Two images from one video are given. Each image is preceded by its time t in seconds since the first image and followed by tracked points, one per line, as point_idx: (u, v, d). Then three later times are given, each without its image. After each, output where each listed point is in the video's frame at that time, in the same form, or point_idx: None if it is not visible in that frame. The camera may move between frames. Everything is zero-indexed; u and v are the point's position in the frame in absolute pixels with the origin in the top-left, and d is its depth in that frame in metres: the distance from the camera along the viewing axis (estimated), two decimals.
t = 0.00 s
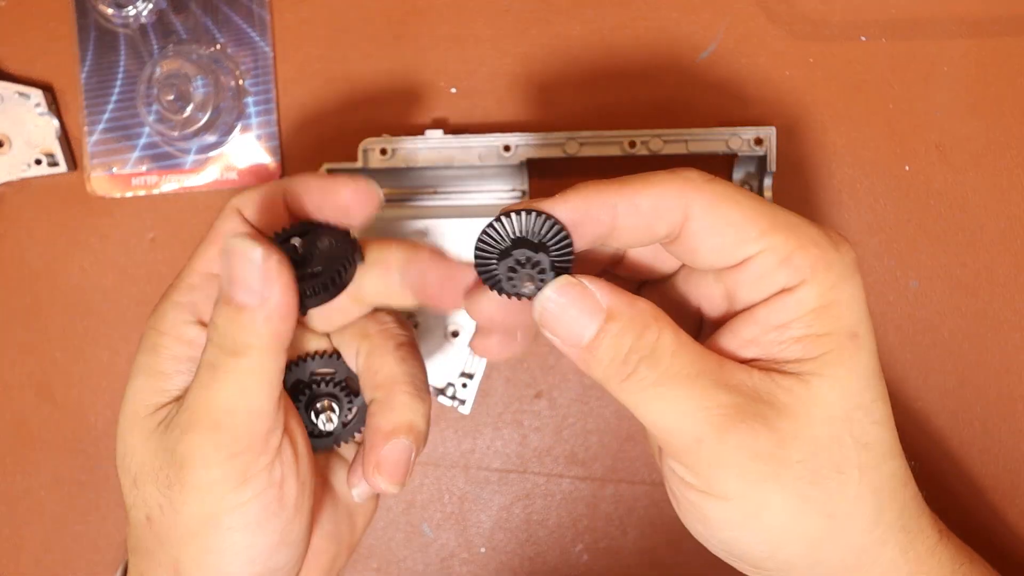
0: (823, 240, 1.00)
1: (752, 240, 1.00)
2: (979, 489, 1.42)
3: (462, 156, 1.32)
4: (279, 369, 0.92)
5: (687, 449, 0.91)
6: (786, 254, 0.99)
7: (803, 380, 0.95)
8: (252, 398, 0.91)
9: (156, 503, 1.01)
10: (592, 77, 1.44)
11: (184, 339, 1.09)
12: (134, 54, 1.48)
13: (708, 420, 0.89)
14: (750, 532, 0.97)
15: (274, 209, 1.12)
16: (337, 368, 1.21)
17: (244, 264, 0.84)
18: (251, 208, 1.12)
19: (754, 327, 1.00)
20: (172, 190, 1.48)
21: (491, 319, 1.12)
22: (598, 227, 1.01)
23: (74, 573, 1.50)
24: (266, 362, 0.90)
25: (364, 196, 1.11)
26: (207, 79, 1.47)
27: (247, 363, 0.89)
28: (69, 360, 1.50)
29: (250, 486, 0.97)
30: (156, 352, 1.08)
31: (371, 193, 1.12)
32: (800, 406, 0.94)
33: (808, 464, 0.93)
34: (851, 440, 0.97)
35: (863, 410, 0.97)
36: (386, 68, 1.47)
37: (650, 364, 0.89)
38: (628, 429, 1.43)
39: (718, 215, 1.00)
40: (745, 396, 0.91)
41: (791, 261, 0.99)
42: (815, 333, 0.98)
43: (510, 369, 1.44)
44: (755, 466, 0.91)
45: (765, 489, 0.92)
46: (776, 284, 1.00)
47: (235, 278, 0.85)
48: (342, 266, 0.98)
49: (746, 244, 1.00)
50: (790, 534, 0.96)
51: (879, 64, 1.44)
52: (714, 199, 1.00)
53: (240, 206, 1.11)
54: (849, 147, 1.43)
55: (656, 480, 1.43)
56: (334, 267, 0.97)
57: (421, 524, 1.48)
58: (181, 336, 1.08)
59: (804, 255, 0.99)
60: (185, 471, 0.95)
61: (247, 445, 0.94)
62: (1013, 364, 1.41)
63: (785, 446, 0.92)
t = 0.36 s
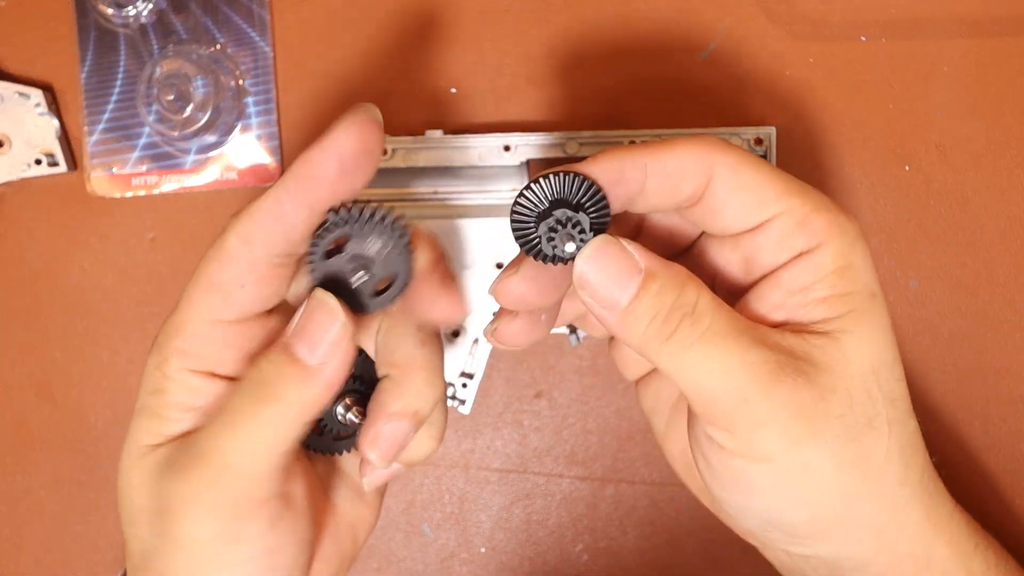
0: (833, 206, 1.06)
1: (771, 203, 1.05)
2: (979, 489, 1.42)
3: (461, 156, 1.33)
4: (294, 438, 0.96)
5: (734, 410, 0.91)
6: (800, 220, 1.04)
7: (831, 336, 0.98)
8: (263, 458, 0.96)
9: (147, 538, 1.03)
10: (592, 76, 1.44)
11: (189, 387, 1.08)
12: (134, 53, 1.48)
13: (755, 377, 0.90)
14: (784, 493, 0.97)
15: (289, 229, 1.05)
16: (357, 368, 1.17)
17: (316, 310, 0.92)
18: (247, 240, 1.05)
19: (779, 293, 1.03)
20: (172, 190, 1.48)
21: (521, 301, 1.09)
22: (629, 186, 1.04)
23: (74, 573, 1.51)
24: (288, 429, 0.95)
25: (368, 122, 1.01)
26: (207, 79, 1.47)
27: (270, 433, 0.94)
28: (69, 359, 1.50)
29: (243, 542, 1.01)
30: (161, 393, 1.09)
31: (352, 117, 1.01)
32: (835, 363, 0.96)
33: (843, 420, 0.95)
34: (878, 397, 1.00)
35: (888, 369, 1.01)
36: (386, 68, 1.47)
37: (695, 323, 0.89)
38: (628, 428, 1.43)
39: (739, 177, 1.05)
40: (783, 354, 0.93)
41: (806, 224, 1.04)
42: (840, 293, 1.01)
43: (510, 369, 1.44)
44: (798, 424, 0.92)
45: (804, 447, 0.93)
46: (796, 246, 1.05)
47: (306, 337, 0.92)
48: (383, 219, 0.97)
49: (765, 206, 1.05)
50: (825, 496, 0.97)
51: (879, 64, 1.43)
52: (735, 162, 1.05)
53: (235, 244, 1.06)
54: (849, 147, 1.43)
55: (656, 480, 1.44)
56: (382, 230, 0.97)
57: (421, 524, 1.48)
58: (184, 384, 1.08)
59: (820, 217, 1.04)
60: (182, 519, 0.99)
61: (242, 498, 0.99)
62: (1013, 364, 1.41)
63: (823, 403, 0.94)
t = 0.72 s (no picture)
0: (831, 217, 1.06)
1: (769, 214, 1.06)
2: (979, 488, 1.42)
3: (461, 156, 1.32)
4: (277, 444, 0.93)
5: (738, 432, 0.90)
6: (797, 231, 1.05)
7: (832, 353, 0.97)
8: (246, 461, 0.93)
9: (128, 536, 1.01)
10: (592, 76, 1.44)
11: (175, 389, 1.07)
12: (134, 53, 1.48)
13: (758, 398, 0.88)
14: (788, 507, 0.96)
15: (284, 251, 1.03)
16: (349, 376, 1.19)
17: (298, 325, 0.88)
18: (239, 257, 1.03)
19: (780, 306, 1.03)
20: (172, 190, 1.48)
21: (520, 318, 1.07)
22: (625, 200, 1.03)
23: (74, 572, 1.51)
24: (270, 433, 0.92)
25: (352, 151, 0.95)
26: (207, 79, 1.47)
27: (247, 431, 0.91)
28: (69, 359, 1.50)
29: (227, 546, 0.99)
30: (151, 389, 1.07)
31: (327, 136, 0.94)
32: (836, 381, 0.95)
33: (846, 441, 0.94)
34: (879, 412, 0.99)
35: (889, 381, 1.00)
36: (386, 68, 1.47)
37: (697, 342, 0.87)
38: (628, 429, 1.43)
39: (735, 189, 1.06)
40: (785, 374, 0.91)
41: (801, 236, 1.05)
42: (839, 307, 1.01)
43: (510, 370, 1.44)
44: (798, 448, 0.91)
45: (803, 470, 0.92)
46: (793, 258, 1.05)
47: (286, 343, 0.89)
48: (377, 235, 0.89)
49: (762, 217, 1.06)
50: (830, 511, 0.96)
51: (879, 64, 1.43)
52: (731, 173, 1.06)
53: (222, 260, 1.03)
54: (849, 147, 1.43)
55: (656, 480, 1.43)
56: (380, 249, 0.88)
57: (421, 524, 1.48)
58: (172, 387, 1.07)
59: (817, 230, 1.04)
60: (161, 523, 0.96)
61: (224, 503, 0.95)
62: (1013, 364, 1.41)
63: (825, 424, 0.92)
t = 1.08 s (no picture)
0: (834, 215, 1.06)
1: (771, 211, 1.05)
2: (980, 489, 1.42)
3: (461, 156, 1.33)
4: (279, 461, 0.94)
5: (743, 430, 0.90)
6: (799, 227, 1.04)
7: (834, 350, 0.98)
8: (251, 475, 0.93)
9: (130, 544, 1.01)
10: (592, 76, 1.44)
11: (172, 391, 1.06)
12: (134, 53, 1.48)
13: (763, 395, 0.89)
14: (791, 506, 0.97)
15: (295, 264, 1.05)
16: (350, 381, 1.17)
17: (296, 345, 0.89)
18: (252, 252, 1.04)
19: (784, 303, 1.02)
20: (172, 190, 1.48)
21: (529, 316, 1.09)
22: (628, 198, 1.03)
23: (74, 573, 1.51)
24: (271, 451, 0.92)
25: (382, 211, 0.97)
26: (207, 79, 1.47)
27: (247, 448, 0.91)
28: (69, 359, 1.50)
29: (227, 559, 0.99)
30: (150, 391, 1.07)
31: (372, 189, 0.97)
32: (840, 378, 0.96)
33: (849, 439, 0.95)
34: (881, 407, 0.99)
35: (891, 376, 1.01)
36: (386, 68, 1.47)
37: (703, 339, 0.87)
38: (628, 429, 1.43)
39: (738, 184, 1.05)
40: (789, 370, 0.92)
41: (801, 232, 1.04)
42: (840, 304, 1.01)
43: (510, 370, 1.44)
44: (801, 449, 0.92)
45: (807, 469, 0.93)
46: (796, 255, 1.05)
47: (288, 360, 0.89)
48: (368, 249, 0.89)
49: (765, 213, 1.05)
50: (835, 508, 0.97)
51: (879, 64, 1.43)
52: (734, 168, 1.05)
53: (239, 259, 1.04)
54: (849, 148, 1.43)
55: (656, 480, 1.44)
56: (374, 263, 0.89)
57: (421, 524, 1.48)
58: (170, 388, 1.06)
59: (819, 227, 1.04)
60: (163, 534, 0.96)
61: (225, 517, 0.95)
62: (1013, 364, 1.41)
63: (829, 423, 0.93)
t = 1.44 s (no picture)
0: (842, 222, 1.06)
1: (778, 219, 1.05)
2: (980, 489, 1.42)
3: (460, 156, 1.33)
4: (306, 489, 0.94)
5: (750, 436, 0.91)
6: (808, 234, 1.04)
7: (839, 356, 0.98)
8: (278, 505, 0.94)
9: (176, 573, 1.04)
10: (592, 76, 1.44)
11: (171, 411, 1.07)
12: (134, 53, 1.48)
13: (769, 399, 0.89)
14: (795, 511, 0.97)
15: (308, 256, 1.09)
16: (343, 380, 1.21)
17: (333, 377, 0.89)
18: (260, 254, 1.08)
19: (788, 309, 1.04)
20: (172, 190, 1.48)
21: (529, 323, 1.12)
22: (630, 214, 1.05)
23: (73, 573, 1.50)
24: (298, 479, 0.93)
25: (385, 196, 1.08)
26: (207, 79, 1.47)
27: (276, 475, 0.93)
28: (69, 359, 1.50)
29: None
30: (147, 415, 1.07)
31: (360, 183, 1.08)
32: (846, 382, 0.96)
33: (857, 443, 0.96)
34: (887, 415, 0.99)
35: (898, 382, 1.02)
36: (386, 68, 1.47)
37: (713, 342, 0.87)
38: (628, 429, 1.43)
39: (742, 196, 1.05)
40: (795, 374, 0.92)
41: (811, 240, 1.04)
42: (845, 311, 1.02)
43: (510, 370, 1.44)
44: (808, 454, 0.93)
45: (814, 476, 0.94)
46: (802, 264, 1.05)
47: (326, 400, 0.89)
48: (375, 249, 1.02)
49: (767, 222, 1.05)
50: (840, 513, 0.98)
51: (879, 64, 1.43)
52: (738, 178, 1.04)
53: (230, 271, 1.08)
54: (849, 147, 1.43)
55: (656, 481, 1.44)
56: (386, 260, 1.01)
57: (422, 524, 1.48)
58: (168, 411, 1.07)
59: (825, 235, 1.04)
60: (219, 568, 0.99)
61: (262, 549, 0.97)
62: (1014, 364, 1.41)
63: (834, 426, 0.94)
